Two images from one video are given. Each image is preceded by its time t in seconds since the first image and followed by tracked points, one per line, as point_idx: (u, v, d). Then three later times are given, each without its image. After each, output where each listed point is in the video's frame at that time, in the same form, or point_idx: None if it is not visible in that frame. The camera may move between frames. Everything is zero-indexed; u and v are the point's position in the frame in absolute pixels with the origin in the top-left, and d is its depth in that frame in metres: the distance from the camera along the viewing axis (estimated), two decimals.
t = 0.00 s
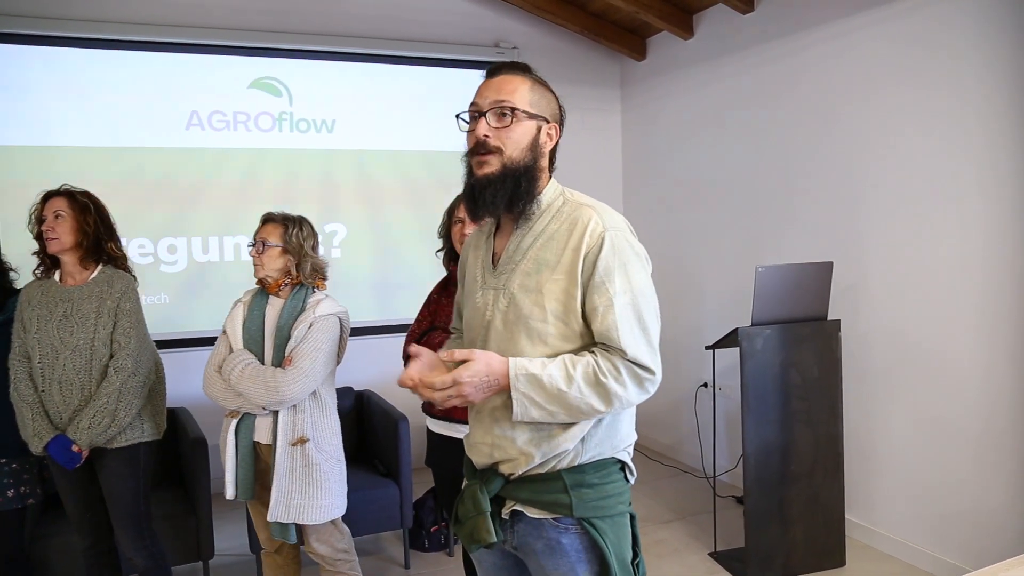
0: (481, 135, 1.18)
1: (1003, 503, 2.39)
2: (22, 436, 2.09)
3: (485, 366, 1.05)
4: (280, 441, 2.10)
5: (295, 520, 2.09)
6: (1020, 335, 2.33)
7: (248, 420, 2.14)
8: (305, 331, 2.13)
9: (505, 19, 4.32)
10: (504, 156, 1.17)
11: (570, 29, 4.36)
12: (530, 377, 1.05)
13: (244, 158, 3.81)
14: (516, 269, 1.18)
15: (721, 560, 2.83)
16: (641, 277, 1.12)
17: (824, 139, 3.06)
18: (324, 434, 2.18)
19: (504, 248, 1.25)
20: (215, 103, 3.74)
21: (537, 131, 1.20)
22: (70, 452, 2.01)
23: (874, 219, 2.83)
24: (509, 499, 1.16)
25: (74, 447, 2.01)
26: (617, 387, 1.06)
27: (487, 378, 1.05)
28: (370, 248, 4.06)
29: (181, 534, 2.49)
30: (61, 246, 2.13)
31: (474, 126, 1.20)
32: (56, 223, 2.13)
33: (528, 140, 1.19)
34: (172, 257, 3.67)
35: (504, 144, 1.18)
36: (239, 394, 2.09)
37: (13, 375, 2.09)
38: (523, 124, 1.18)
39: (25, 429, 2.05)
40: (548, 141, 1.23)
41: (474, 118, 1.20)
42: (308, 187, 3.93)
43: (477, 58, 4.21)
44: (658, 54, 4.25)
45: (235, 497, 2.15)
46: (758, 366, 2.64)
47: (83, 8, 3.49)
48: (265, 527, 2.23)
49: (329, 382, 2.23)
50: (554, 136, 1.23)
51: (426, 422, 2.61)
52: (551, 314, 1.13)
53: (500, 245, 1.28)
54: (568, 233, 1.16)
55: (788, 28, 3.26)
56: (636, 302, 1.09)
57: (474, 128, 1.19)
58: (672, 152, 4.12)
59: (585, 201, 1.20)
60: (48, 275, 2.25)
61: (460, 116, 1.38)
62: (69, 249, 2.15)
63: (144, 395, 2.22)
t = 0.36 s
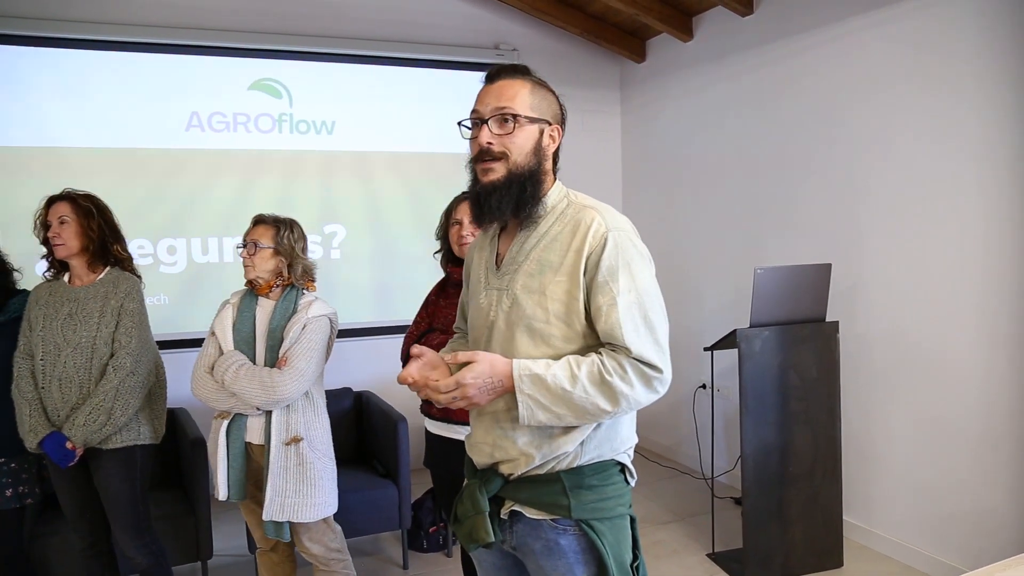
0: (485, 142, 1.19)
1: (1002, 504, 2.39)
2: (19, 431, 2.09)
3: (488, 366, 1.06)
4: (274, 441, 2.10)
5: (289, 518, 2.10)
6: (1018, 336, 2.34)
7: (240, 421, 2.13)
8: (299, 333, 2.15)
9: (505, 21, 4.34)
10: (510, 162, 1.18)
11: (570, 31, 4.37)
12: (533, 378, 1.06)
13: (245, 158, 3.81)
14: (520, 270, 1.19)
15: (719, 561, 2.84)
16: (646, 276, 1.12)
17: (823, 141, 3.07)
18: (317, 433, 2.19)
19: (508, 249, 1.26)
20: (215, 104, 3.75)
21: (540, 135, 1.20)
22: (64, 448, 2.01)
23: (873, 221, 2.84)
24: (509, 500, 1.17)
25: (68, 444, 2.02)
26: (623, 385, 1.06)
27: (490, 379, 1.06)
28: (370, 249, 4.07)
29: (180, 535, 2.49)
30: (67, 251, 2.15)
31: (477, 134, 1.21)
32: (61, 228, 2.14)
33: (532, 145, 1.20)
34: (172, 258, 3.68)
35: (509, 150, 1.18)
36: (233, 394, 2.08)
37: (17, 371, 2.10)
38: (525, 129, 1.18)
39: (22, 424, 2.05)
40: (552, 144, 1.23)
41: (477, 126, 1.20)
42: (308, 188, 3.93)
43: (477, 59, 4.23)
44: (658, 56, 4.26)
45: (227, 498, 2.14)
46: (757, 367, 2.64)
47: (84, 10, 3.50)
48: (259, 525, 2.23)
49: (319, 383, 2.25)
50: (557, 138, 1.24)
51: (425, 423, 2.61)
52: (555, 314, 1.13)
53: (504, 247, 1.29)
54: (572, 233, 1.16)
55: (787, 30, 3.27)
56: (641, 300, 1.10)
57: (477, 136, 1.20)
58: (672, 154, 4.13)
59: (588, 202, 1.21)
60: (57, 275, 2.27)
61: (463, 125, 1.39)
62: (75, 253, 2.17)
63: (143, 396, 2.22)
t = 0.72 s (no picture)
0: (498, 136, 1.20)
1: (1000, 507, 2.40)
2: (21, 432, 2.08)
3: (492, 378, 1.06)
4: (268, 443, 2.10)
5: (283, 518, 2.09)
6: (1016, 339, 2.34)
7: (233, 422, 2.13)
8: (294, 335, 2.15)
9: (504, 23, 4.34)
10: (520, 157, 1.18)
11: (569, 33, 4.37)
12: (535, 388, 1.06)
13: (244, 159, 3.81)
14: (524, 269, 1.19)
15: (717, 564, 2.84)
16: (651, 279, 1.12)
17: (821, 145, 3.08)
18: (310, 433, 2.19)
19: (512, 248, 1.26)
20: (215, 105, 3.75)
21: (552, 135, 1.21)
22: (68, 451, 2.00)
23: (872, 224, 2.85)
24: (511, 504, 1.17)
25: (71, 446, 2.01)
26: (626, 392, 1.06)
27: (494, 391, 1.06)
28: (369, 251, 4.07)
29: (178, 536, 2.48)
30: (75, 250, 2.14)
31: (490, 128, 1.22)
32: (70, 228, 2.14)
33: (544, 143, 1.20)
34: (171, 259, 3.68)
35: (520, 146, 1.19)
36: (228, 394, 2.08)
37: (20, 372, 2.10)
38: (538, 127, 1.19)
39: (26, 426, 2.05)
40: (563, 146, 1.24)
41: (491, 121, 1.21)
42: (307, 189, 3.93)
43: (476, 62, 4.23)
44: (657, 59, 4.27)
45: (220, 499, 2.14)
46: (756, 370, 2.65)
47: (83, 10, 3.49)
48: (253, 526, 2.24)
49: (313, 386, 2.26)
50: (568, 141, 1.25)
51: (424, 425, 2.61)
52: (559, 316, 1.14)
53: (508, 246, 1.29)
54: (578, 236, 1.16)
55: (786, 34, 3.28)
56: (646, 303, 1.10)
57: (491, 130, 1.21)
58: (671, 156, 4.14)
59: (595, 205, 1.21)
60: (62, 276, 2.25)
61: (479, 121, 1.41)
62: (83, 253, 2.16)
63: (148, 398, 2.21)
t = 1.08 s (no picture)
0: (516, 132, 1.19)
1: (1000, 506, 2.40)
2: (28, 431, 2.07)
3: (491, 351, 1.05)
4: (272, 440, 2.10)
5: (285, 515, 2.09)
6: (1017, 339, 2.34)
7: (238, 419, 2.13)
8: (297, 331, 2.15)
9: (505, 21, 4.33)
10: (538, 157, 1.19)
11: (571, 32, 4.37)
12: (535, 364, 1.05)
13: (244, 157, 3.80)
14: (535, 263, 1.19)
15: (718, 563, 2.84)
16: (657, 264, 1.11)
17: (823, 144, 3.08)
18: (314, 431, 2.19)
19: (522, 243, 1.26)
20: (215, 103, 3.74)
21: (569, 134, 1.21)
22: (78, 450, 2.00)
23: (873, 224, 2.85)
24: (516, 503, 1.17)
25: (81, 445, 2.01)
26: (628, 368, 1.03)
27: (493, 364, 1.05)
28: (369, 250, 4.06)
29: (179, 535, 2.48)
30: (82, 249, 2.14)
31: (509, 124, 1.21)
32: (77, 226, 2.14)
33: (561, 142, 1.20)
34: (171, 257, 3.67)
35: (538, 144, 1.19)
36: (233, 391, 2.08)
37: (24, 371, 2.08)
38: (556, 125, 1.19)
39: (33, 425, 2.04)
40: (579, 145, 1.24)
41: (510, 116, 1.21)
42: (308, 188, 3.93)
43: (478, 60, 4.22)
44: (659, 58, 4.26)
45: (223, 497, 2.13)
46: (757, 369, 2.65)
47: (81, 8, 3.48)
48: (256, 524, 2.23)
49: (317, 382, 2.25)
50: (585, 140, 1.25)
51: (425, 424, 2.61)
52: (571, 308, 1.13)
53: (516, 242, 1.29)
54: (588, 228, 1.17)
55: (788, 33, 3.28)
56: (651, 286, 1.08)
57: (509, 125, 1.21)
58: (671, 155, 4.14)
59: (605, 199, 1.22)
60: (67, 272, 2.25)
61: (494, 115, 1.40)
62: (91, 251, 2.16)
63: (155, 397, 2.22)
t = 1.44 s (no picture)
0: (513, 142, 1.19)
1: (1000, 508, 2.40)
2: (33, 434, 2.07)
3: (521, 365, 1.04)
4: (281, 442, 2.10)
5: (294, 517, 2.09)
6: (1016, 340, 2.35)
7: (247, 421, 2.12)
8: (305, 331, 2.15)
9: (505, 23, 4.34)
10: (537, 166, 1.19)
11: (570, 34, 4.37)
12: (563, 379, 1.04)
13: (243, 158, 3.80)
14: (539, 270, 1.19)
15: (717, 565, 2.84)
16: (667, 280, 1.14)
17: (821, 146, 3.09)
18: (323, 432, 2.18)
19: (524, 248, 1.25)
20: (214, 104, 3.74)
21: (568, 139, 1.21)
22: (83, 453, 1.99)
23: (872, 226, 2.85)
24: (519, 505, 1.17)
25: (86, 448, 2.00)
26: (648, 386, 1.06)
27: (521, 378, 1.03)
28: (368, 252, 4.06)
29: (178, 537, 2.47)
30: (88, 251, 2.14)
31: (505, 133, 1.21)
32: (83, 228, 2.14)
33: (559, 149, 1.20)
34: (170, 258, 3.66)
35: (536, 153, 1.19)
36: (242, 393, 2.07)
37: (30, 373, 2.07)
38: (554, 133, 1.19)
39: (38, 428, 2.04)
40: (578, 148, 1.24)
41: (506, 125, 1.20)
42: (307, 189, 3.92)
43: (477, 62, 4.22)
44: (658, 60, 4.27)
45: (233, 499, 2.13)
46: (757, 371, 2.65)
47: (80, 8, 3.47)
48: (262, 526, 2.23)
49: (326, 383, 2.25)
50: (584, 144, 1.25)
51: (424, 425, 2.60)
52: (576, 315, 1.13)
53: (518, 247, 1.29)
54: (596, 236, 1.17)
55: (787, 35, 3.29)
56: (663, 304, 1.11)
57: (506, 135, 1.20)
58: (671, 157, 4.14)
59: (609, 205, 1.22)
60: (69, 274, 2.25)
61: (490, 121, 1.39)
62: (97, 254, 2.17)
63: (160, 399, 2.21)
